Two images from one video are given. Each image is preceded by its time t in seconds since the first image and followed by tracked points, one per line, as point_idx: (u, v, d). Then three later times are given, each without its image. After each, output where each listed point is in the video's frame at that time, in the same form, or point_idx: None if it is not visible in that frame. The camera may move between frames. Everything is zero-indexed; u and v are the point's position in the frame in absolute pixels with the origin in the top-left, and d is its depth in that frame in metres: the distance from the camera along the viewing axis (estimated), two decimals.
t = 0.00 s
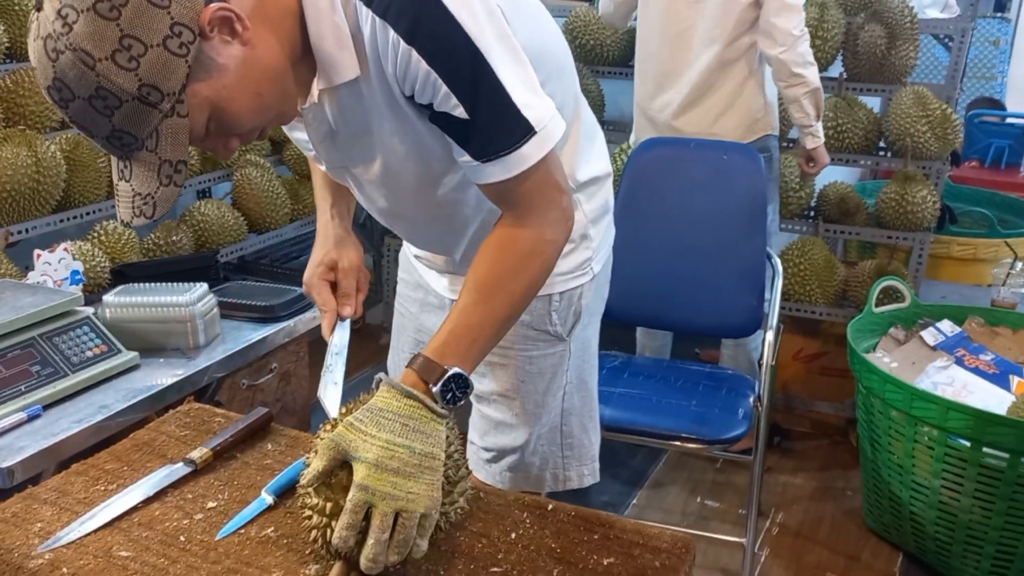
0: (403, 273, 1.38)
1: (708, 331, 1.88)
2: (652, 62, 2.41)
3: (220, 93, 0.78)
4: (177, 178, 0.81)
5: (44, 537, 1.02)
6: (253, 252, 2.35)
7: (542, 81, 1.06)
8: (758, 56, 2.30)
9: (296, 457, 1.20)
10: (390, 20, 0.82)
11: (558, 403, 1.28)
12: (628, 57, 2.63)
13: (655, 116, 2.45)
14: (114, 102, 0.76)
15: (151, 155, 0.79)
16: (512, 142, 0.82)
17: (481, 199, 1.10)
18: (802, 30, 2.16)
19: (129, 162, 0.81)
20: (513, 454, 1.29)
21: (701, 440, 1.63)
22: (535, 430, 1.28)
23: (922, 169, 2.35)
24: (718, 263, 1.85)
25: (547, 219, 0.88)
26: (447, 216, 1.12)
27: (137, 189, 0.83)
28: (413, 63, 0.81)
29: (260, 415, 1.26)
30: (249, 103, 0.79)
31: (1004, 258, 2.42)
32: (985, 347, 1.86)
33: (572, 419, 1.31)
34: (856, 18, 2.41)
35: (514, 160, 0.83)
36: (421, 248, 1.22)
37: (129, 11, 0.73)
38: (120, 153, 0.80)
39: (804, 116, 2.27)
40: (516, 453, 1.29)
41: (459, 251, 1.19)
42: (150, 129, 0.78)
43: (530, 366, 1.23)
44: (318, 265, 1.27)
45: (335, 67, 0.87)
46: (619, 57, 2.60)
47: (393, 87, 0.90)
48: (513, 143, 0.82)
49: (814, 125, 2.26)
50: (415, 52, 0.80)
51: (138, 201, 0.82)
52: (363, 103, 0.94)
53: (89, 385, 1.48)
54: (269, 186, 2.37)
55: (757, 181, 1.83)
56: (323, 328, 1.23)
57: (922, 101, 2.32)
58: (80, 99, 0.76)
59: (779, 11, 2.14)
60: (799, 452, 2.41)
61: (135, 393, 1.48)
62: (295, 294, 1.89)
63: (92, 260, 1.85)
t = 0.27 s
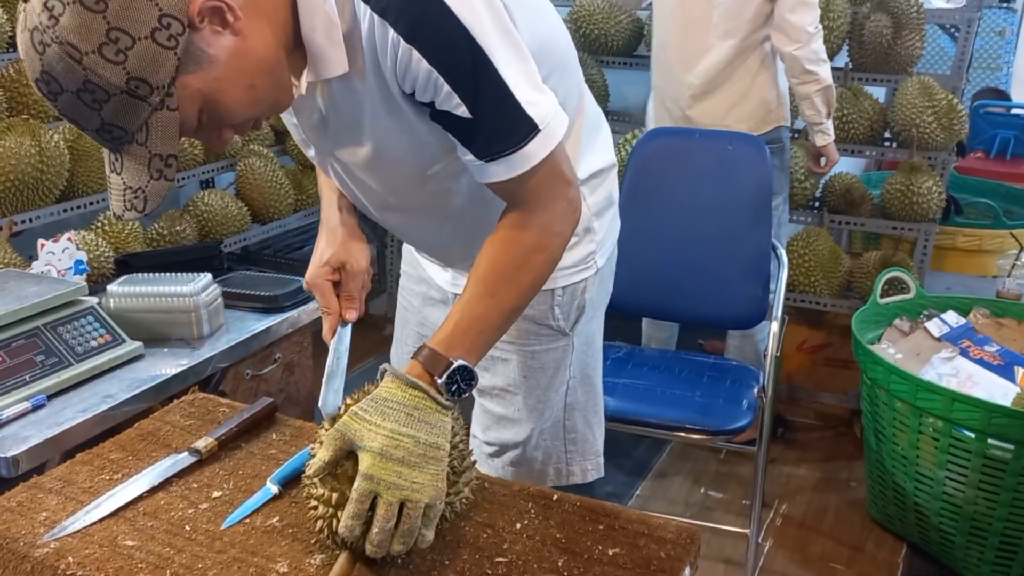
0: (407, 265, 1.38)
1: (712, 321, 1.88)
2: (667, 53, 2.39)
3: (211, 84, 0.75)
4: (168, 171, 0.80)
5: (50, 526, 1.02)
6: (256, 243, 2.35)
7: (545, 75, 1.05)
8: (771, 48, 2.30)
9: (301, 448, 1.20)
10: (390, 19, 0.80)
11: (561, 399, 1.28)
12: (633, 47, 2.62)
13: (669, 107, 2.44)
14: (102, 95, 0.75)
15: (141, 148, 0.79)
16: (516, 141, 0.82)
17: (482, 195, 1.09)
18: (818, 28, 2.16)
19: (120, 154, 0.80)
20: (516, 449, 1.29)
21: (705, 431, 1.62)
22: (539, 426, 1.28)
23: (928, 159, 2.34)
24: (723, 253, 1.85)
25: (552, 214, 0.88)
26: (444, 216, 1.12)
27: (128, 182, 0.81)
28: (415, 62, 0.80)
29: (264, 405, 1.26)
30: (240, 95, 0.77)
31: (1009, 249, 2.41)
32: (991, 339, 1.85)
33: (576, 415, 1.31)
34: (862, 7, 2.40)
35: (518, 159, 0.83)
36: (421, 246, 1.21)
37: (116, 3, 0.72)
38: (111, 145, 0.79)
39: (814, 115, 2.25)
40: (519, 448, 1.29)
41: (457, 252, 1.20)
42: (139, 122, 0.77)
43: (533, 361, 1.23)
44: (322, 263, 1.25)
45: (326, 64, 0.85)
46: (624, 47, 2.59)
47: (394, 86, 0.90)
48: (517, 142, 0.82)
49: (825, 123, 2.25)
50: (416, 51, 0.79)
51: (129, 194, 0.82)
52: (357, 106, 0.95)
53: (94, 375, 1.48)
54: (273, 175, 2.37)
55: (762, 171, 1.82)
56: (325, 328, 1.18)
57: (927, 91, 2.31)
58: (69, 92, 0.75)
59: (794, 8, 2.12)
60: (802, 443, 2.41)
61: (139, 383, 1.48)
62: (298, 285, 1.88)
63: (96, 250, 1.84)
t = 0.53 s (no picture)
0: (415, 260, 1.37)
1: (718, 315, 1.87)
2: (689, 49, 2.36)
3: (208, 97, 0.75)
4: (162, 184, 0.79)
5: (57, 517, 1.02)
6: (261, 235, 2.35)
7: (557, 72, 1.04)
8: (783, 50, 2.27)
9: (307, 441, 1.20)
10: (397, 23, 0.79)
11: (572, 394, 1.28)
12: (638, 40, 2.61)
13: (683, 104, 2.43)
14: (95, 107, 0.74)
15: (135, 160, 0.78)
16: (529, 142, 0.81)
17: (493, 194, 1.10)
18: (828, 30, 2.13)
19: (114, 166, 0.79)
20: (526, 446, 1.29)
21: (711, 425, 1.62)
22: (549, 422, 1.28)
23: (934, 153, 2.33)
24: (729, 247, 1.84)
25: (564, 214, 0.87)
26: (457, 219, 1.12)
27: (121, 194, 0.80)
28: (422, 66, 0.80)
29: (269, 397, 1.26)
30: (240, 106, 0.77)
31: (1015, 243, 2.41)
32: (997, 333, 1.85)
33: (585, 411, 1.31)
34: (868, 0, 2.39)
35: (532, 160, 0.82)
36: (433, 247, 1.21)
37: (111, 15, 0.71)
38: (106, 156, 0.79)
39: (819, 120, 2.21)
40: (528, 445, 1.29)
41: (470, 253, 1.20)
42: (133, 134, 0.76)
43: (543, 358, 1.23)
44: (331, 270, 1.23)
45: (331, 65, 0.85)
46: (629, 40, 2.58)
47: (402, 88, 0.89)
48: (531, 142, 0.81)
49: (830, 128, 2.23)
50: (426, 57, 0.79)
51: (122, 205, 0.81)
52: (366, 114, 0.95)
53: (99, 366, 1.48)
54: (277, 168, 2.37)
55: (768, 164, 1.81)
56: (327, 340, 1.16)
57: (934, 84, 2.30)
58: (63, 102, 0.74)
59: (802, 9, 2.12)
60: (807, 437, 2.41)
61: (144, 375, 1.48)
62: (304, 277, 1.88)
63: (100, 242, 1.85)
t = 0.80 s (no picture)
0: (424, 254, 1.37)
1: (725, 309, 1.87)
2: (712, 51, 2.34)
3: (200, 133, 0.76)
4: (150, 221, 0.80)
5: (64, 509, 1.02)
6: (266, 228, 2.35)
7: (564, 76, 1.03)
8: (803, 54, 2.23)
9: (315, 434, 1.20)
10: (396, 51, 0.78)
11: (581, 390, 1.28)
12: (644, 32, 2.60)
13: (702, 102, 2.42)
14: (87, 142, 0.74)
15: (126, 194, 0.78)
16: (536, 157, 0.80)
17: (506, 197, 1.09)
18: (845, 33, 2.10)
19: (107, 199, 0.80)
20: (535, 440, 1.30)
21: (716, 419, 1.62)
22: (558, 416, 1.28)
23: (942, 147, 2.33)
24: (736, 241, 1.84)
25: (580, 216, 0.87)
26: (474, 224, 1.13)
27: (111, 227, 0.81)
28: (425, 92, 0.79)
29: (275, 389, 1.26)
30: (232, 142, 0.78)
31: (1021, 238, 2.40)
32: (1003, 328, 1.84)
33: (595, 407, 1.31)
34: None
35: (540, 174, 0.82)
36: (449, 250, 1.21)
37: (105, 53, 0.71)
38: (99, 189, 0.79)
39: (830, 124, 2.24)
40: (537, 439, 1.30)
41: (487, 255, 1.20)
42: (125, 169, 0.76)
43: (555, 353, 1.23)
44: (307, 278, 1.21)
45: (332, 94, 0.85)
46: (636, 32, 2.57)
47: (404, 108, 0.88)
48: (537, 157, 0.80)
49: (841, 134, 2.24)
50: (427, 83, 0.78)
51: (112, 238, 0.82)
52: (374, 140, 0.94)
53: (105, 358, 1.48)
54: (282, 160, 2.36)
55: (774, 158, 1.81)
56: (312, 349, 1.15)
57: (941, 77, 2.29)
58: (55, 137, 0.74)
59: (819, 11, 2.08)
60: (812, 432, 2.41)
61: (150, 367, 1.47)
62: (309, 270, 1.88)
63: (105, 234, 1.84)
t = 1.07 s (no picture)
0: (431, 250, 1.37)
1: (730, 303, 1.87)
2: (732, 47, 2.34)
3: (197, 144, 0.76)
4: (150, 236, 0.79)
5: (69, 502, 1.02)
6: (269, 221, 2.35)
7: (564, 73, 1.03)
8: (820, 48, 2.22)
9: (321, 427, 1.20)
10: (390, 59, 0.77)
11: (587, 385, 1.28)
12: (650, 25, 2.59)
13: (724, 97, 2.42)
14: (83, 161, 0.74)
15: (125, 211, 0.78)
16: (536, 157, 0.80)
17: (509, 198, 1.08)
18: (861, 36, 2.07)
19: (107, 215, 0.80)
20: (540, 436, 1.29)
21: (720, 414, 1.62)
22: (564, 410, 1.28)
23: (948, 141, 2.32)
24: (741, 235, 1.83)
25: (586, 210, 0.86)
26: (478, 225, 1.12)
27: (113, 243, 0.81)
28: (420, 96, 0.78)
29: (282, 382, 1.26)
30: (230, 154, 0.77)
31: None
32: (1008, 323, 1.84)
33: (600, 400, 1.31)
34: None
35: (542, 173, 0.81)
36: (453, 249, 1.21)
37: (95, 71, 0.71)
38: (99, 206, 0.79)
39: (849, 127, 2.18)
40: (543, 434, 1.29)
41: (492, 256, 1.20)
42: (123, 186, 0.76)
43: (560, 348, 1.22)
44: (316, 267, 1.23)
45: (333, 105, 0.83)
46: (641, 25, 2.56)
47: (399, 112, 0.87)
48: (538, 155, 0.80)
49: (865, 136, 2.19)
50: (422, 88, 0.77)
51: (115, 254, 0.81)
52: (375, 146, 0.94)
53: (110, 352, 1.48)
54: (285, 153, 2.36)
55: (780, 152, 1.80)
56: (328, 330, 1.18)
57: (947, 70, 2.28)
58: (52, 156, 0.74)
59: (836, 12, 2.07)
60: (816, 427, 2.41)
61: (155, 360, 1.47)
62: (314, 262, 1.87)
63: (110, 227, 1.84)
